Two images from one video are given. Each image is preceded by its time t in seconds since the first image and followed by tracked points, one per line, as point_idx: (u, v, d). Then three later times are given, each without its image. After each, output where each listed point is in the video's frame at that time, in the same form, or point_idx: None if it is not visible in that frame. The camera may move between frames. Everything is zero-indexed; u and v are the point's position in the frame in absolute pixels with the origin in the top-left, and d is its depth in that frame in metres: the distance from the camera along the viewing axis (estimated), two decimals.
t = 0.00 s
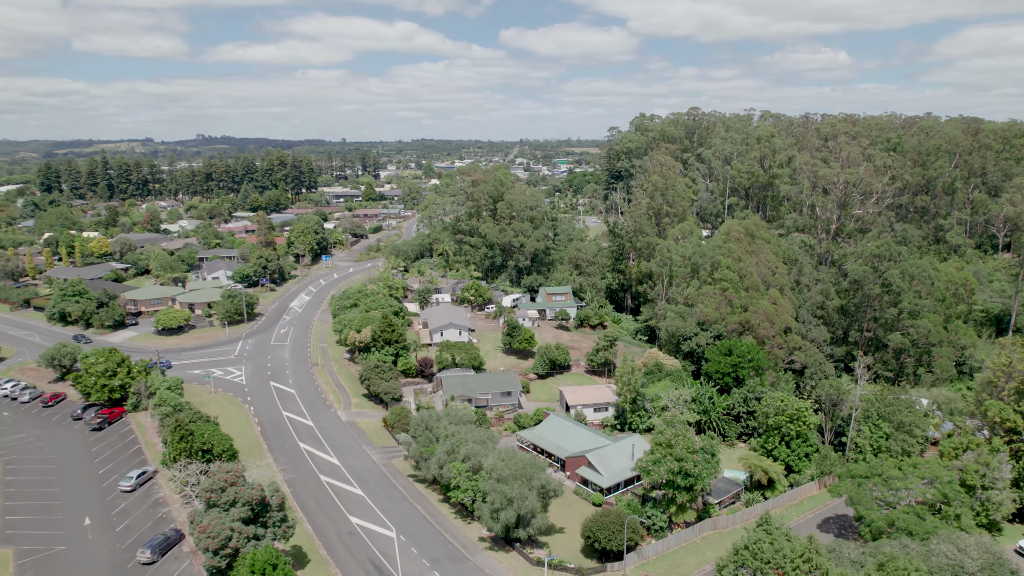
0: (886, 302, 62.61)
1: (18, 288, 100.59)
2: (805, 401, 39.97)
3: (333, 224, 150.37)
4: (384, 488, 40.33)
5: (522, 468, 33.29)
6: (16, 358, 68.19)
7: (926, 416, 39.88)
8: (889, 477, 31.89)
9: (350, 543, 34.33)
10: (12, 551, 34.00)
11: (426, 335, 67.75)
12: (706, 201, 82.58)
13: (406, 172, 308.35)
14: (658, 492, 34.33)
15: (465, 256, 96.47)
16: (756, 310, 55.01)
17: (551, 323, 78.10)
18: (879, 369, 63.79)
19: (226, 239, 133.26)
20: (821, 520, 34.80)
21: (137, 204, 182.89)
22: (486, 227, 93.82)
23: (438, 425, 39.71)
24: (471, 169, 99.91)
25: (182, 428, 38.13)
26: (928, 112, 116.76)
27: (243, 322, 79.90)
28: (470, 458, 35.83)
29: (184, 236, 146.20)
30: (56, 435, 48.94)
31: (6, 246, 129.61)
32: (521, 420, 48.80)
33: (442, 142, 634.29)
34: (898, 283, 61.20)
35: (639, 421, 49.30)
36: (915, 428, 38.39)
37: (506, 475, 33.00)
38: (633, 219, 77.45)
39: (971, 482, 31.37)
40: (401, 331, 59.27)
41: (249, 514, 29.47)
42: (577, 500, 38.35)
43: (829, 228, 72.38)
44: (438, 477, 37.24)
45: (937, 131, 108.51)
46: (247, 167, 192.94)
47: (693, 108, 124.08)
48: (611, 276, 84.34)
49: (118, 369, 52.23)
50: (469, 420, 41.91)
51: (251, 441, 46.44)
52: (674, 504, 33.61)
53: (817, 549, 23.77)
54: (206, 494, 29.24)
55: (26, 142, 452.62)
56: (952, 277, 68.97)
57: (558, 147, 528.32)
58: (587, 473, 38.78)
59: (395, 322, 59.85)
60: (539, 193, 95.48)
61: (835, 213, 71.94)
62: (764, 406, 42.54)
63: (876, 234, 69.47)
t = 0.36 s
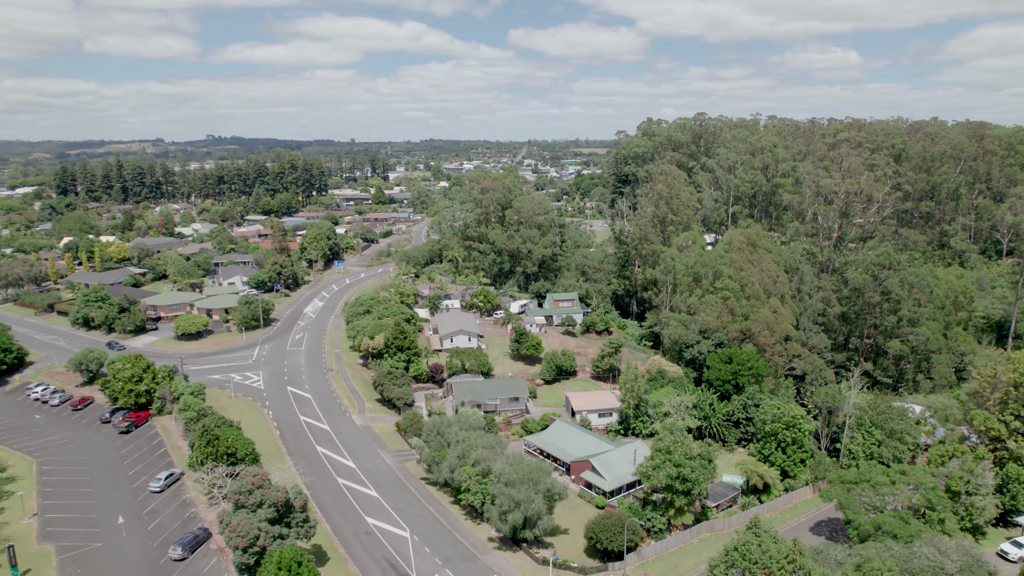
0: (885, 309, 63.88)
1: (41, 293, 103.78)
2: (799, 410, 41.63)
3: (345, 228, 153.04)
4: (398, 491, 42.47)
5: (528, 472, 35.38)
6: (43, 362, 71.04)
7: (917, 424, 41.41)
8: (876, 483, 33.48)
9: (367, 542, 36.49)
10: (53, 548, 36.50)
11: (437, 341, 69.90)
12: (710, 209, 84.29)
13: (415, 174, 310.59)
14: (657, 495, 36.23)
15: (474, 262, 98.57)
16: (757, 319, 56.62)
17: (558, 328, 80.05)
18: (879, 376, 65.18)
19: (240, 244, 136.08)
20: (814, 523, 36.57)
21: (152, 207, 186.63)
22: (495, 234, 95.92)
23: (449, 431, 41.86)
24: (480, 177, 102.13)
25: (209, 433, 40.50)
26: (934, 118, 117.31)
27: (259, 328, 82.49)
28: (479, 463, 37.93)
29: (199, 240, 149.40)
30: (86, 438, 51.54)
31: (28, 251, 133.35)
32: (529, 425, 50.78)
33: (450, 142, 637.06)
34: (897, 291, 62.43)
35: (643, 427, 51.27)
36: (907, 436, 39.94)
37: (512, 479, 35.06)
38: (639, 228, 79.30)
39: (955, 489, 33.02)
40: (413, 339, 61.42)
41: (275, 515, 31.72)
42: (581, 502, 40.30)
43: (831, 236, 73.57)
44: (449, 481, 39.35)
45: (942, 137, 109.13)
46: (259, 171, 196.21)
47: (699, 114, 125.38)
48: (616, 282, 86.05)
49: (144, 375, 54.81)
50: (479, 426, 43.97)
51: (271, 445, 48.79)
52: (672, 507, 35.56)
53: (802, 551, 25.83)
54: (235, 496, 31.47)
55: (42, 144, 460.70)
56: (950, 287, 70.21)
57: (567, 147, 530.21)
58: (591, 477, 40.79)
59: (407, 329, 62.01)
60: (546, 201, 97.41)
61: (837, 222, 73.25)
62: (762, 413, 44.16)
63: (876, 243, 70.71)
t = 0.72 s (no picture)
0: (886, 317, 64.77)
1: (60, 297, 106.43)
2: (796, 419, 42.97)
3: (354, 232, 155.14)
4: (408, 495, 44.23)
5: (533, 478, 36.89)
6: (65, 367, 73.39)
7: (910, 432, 42.70)
8: (867, 491, 34.85)
9: (380, 545, 38.26)
10: (83, 548, 38.54)
11: (445, 348, 71.60)
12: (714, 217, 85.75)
13: (423, 175, 312.25)
14: (656, 501, 37.73)
15: (481, 268, 100.21)
16: (758, 328, 57.87)
17: (563, 334, 81.54)
18: (879, 382, 66.23)
19: (252, 248, 138.25)
20: (809, 529, 38.00)
21: (164, 210, 189.59)
22: (502, 240, 97.52)
23: (457, 438, 43.50)
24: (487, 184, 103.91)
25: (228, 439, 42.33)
26: (940, 123, 117.53)
27: (272, 333, 84.54)
28: (486, 469, 39.54)
29: (211, 244, 152.00)
30: (109, 442, 53.65)
31: (45, 255, 136.39)
32: (535, 431, 52.38)
33: (458, 143, 639.72)
34: (897, 300, 63.34)
35: (645, 433, 52.73)
36: (900, 444, 41.26)
37: (519, 485, 36.57)
38: (644, 236, 80.80)
39: (944, 497, 34.36)
40: (423, 346, 63.10)
41: (294, 519, 33.51)
42: (584, 507, 41.88)
43: (833, 244, 74.54)
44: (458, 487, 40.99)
45: (947, 143, 109.42)
46: (269, 174, 198.78)
47: (706, 119, 126.25)
48: (622, 289, 87.38)
49: (164, 381, 56.85)
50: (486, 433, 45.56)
51: (287, 450, 50.71)
52: (671, 512, 37.06)
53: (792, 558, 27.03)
54: (256, 501, 33.25)
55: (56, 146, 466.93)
56: (951, 294, 71.15)
57: (575, 148, 530.97)
58: (595, 482, 42.35)
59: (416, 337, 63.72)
60: (552, 208, 98.90)
61: (838, 231, 74.30)
62: (761, 421, 45.47)
63: (877, 251, 71.66)
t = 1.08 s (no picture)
0: (887, 326, 65.24)
1: (75, 302, 108.64)
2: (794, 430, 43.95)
3: (362, 235, 156.69)
4: (416, 502, 45.60)
5: (537, 488, 38.27)
6: (82, 373, 75.35)
7: (907, 442, 43.65)
8: (861, 501, 35.79)
9: (389, 550, 39.67)
10: (105, 552, 40.19)
11: (452, 355, 72.94)
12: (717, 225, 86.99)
13: (429, 177, 313.55)
14: (656, 509, 38.91)
15: (488, 274, 101.45)
16: (759, 337, 58.81)
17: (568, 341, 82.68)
18: (880, 390, 66.94)
19: (261, 253, 140.05)
20: (805, 537, 39.08)
21: (174, 213, 191.95)
22: (509, 246, 98.75)
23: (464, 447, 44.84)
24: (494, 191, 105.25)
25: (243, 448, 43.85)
26: (946, 128, 117.35)
27: (283, 340, 86.21)
28: (492, 478, 40.90)
29: (221, 248, 154.12)
30: (127, 448, 55.37)
31: (59, 260, 138.90)
32: (539, 439, 53.63)
33: (465, 143, 642.01)
34: (898, 308, 63.88)
35: (648, 441, 53.84)
36: (896, 454, 42.29)
37: (522, 494, 37.94)
38: (648, 243, 81.78)
39: (937, 507, 35.33)
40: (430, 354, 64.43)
41: (307, 526, 34.93)
42: (586, 514, 43.14)
43: (835, 252, 75.19)
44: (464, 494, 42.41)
45: (952, 147, 109.36)
46: (278, 177, 200.90)
47: (711, 124, 126.83)
48: (626, 295, 88.34)
49: (179, 389, 58.50)
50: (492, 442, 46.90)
51: (299, 457, 52.25)
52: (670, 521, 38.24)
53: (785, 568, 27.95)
54: (271, 509, 34.71)
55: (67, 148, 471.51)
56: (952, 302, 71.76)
57: (582, 148, 531.70)
58: (597, 490, 43.63)
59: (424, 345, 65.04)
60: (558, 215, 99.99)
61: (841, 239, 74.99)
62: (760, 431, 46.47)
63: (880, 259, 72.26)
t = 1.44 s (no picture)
0: (889, 334, 65.65)
1: (87, 308, 110.50)
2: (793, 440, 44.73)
3: (369, 239, 158.06)
4: (423, 510, 46.77)
5: (539, 497, 39.28)
6: (96, 379, 77.01)
7: (904, 453, 44.39)
8: (857, 513, 36.46)
9: (397, 558, 40.84)
10: (122, 558, 41.56)
11: (458, 362, 74.02)
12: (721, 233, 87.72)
13: (436, 179, 314.64)
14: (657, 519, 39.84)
15: (493, 280, 102.46)
16: (760, 346, 59.50)
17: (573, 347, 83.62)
18: (881, 397, 67.43)
19: (270, 258, 141.68)
20: (803, 546, 39.92)
21: (184, 216, 194.06)
22: (514, 252, 99.74)
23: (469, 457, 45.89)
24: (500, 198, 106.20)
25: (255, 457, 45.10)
26: (952, 133, 117.11)
27: (292, 346, 87.65)
28: (496, 487, 41.97)
29: (231, 253, 156.02)
30: (141, 455, 56.84)
31: (72, 264, 141.08)
32: (543, 447, 54.63)
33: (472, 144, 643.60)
34: (899, 317, 64.25)
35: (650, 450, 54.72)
36: (893, 465, 43.11)
37: (525, 504, 38.94)
38: (652, 250, 82.54)
39: (932, 518, 36.06)
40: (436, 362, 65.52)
41: (318, 535, 36.09)
42: (589, 523, 44.12)
43: (837, 260, 75.65)
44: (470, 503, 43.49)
45: (958, 152, 109.22)
46: (285, 180, 202.67)
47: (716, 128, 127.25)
48: (630, 301, 89.16)
49: (192, 397, 59.90)
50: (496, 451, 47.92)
51: (308, 465, 53.51)
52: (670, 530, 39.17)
53: None
54: (283, 518, 35.92)
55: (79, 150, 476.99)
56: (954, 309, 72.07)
57: (588, 149, 531.73)
58: (600, 499, 44.64)
59: (431, 353, 66.17)
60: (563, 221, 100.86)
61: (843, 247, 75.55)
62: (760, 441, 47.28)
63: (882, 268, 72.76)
